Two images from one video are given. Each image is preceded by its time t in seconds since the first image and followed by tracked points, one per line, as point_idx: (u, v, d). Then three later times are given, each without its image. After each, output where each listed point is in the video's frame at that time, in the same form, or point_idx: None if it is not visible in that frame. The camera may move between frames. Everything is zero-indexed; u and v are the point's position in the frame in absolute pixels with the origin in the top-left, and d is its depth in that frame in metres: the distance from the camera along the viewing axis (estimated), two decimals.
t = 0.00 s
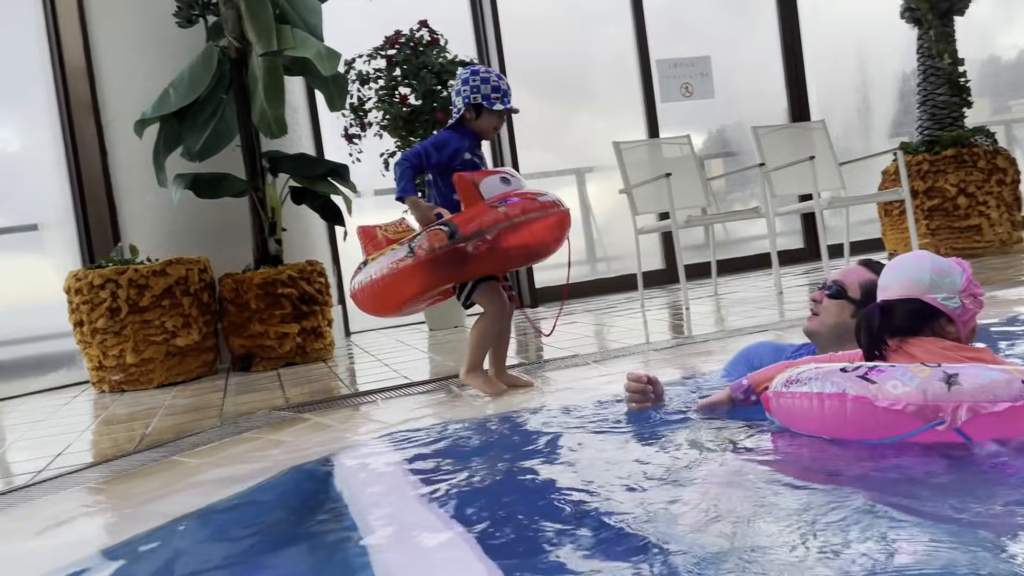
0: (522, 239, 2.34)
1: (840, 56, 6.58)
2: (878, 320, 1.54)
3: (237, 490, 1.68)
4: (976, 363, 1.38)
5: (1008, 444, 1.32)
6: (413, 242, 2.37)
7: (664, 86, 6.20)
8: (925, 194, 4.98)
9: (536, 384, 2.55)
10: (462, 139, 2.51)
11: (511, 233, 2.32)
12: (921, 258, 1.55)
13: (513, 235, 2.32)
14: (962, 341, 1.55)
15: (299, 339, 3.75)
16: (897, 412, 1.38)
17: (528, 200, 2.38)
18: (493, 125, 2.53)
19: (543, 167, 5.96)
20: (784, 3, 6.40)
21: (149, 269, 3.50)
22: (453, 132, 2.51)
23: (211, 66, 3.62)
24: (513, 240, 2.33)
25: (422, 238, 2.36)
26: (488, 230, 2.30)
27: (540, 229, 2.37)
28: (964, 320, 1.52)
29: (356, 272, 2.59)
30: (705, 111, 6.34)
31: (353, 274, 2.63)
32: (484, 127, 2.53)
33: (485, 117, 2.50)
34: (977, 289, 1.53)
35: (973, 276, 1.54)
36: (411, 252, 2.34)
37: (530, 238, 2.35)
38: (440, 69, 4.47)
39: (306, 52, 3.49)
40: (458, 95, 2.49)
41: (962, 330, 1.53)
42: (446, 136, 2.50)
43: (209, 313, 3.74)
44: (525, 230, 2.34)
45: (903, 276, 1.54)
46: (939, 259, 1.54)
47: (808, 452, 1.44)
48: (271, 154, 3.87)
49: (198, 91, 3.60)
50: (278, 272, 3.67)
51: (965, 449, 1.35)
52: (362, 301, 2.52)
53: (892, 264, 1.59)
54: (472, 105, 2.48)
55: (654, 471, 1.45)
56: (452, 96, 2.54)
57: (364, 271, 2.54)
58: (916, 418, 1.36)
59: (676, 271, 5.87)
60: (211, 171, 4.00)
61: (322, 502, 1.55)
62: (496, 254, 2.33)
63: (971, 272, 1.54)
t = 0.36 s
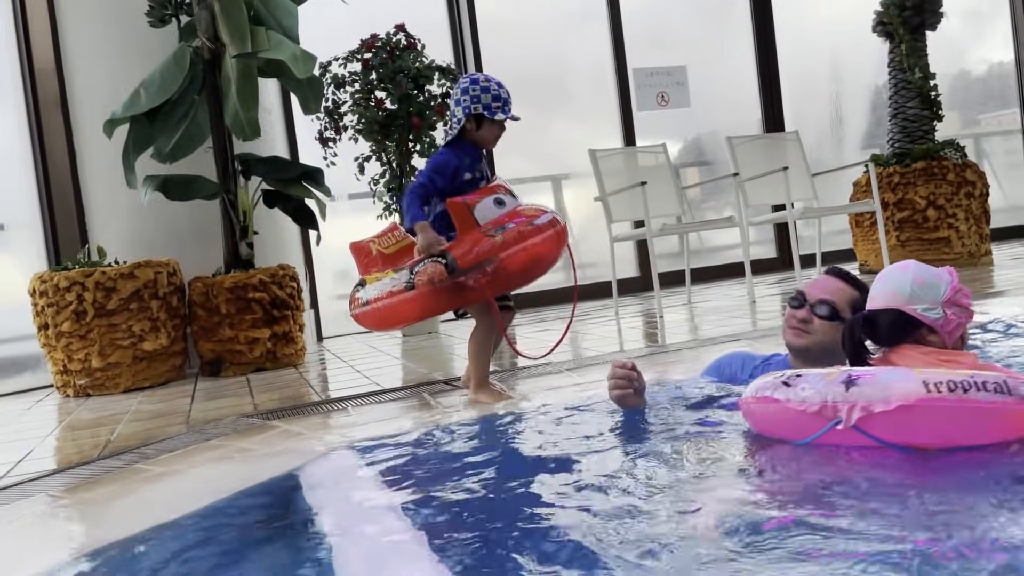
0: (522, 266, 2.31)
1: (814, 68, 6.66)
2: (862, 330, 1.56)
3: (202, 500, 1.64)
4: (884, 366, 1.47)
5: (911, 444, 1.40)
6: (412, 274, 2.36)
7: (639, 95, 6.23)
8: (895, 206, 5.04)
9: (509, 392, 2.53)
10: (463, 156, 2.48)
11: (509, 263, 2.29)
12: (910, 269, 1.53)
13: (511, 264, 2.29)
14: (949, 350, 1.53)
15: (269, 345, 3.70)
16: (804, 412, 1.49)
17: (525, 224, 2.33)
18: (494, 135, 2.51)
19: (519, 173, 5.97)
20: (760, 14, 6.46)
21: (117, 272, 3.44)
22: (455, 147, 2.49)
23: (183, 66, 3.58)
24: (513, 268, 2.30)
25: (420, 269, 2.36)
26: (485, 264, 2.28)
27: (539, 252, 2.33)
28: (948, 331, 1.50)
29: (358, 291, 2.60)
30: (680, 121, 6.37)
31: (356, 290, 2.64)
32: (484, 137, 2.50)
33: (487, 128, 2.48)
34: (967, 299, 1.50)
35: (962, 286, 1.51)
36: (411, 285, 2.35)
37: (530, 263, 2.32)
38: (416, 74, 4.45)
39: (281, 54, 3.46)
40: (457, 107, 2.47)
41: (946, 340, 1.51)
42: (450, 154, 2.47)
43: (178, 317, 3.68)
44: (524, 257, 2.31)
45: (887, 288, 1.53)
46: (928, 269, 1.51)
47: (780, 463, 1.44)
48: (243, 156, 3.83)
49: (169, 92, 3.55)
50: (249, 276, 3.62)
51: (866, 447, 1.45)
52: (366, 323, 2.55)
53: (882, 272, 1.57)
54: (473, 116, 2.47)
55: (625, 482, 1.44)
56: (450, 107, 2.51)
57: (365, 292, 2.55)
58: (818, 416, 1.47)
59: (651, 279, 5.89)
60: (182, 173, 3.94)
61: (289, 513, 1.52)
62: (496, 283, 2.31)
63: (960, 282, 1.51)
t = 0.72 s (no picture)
0: (558, 286, 2.42)
1: (813, 86, 6.70)
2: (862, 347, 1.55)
3: (196, 505, 1.64)
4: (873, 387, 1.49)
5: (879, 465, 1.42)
6: (451, 279, 2.42)
7: (639, 108, 6.26)
8: (891, 226, 5.07)
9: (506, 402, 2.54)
10: (512, 179, 2.50)
11: (548, 279, 2.39)
12: (909, 286, 1.53)
13: (550, 282, 2.39)
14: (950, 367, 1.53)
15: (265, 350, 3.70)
16: (788, 420, 1.53)
17: (567, 247, 2.44)
18: (539, 161, 2.53)
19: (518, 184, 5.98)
20: (759, 32, 6.51)
21: (114, 274, 3.43)
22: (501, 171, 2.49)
23: (186, 71, 3.58)
24: (549, 286, 2.40)
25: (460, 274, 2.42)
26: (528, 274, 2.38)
27: (576, 272, 2.44)
28: (949, 350, 1.50)
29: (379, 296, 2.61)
30: (679, 135, 6.40)
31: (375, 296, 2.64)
32: (529, 163, 2.51)
33: (533, 154, 2.50)
34: (967, 317, 1.50)
35: (963, 303, 1.50)
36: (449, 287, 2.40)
37: (565, 284, 2.42)
38: (418, 83, 4.47)
39: (284, 61, 3.47)
40: (504, 133, 2.48)
41: (947, 358, 1.51)
42: (501, 178, 2.48)
43: (174, 320, 3.67)
44: (562, 277, 2.41)
45: (886, 306, 1.54)
46: (928, 286, 1.52)
47: (777, 478, 1.43)
48: (243, 161, 3.84)
49: (172, 95, 3.56)
50: (247, 281, 3.62)
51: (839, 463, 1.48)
52: (386, 327, 2.55)
53: (883, 288, 1.58)
54: (518, 143, 2.47)
55: (622, 495, 1.44)
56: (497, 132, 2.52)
57: (388, 296, 2.56)
58: (799, 426, 1.51)
59: (648, 293, 5.90)
60: (183, 176, 3.95)
61: (282, 519, 1.51)
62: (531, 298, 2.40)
63: (962, 299, 1.50)
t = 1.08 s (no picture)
0: (559, 268, 2.33)
1: (819, 99, 6.69)
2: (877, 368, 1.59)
3: (194, 507, 1.62)
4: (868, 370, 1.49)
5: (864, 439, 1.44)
6: (452, 273, 2.40)
7: (644, 118, 6.26)
8: (896, 240, 5.06)
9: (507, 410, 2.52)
10: (532, 187, 2.51)
11: (547, 262, 2.30)
12: (915, 315, 1.51)
13: (551, 264, 2.31)
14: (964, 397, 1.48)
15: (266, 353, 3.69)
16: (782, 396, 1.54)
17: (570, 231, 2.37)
18: (563, 177, 2.52)
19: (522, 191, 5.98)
20: (766, 43, 6.51)
21: (117, 275, 3.43)
22: (524, 177, 2.50)
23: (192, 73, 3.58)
24: (551, 268, 2.32)
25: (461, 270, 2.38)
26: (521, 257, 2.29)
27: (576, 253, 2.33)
28: (951, 382, 1.46)
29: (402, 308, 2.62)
30: (684, 145, 6.40)
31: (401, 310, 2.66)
32: (553, 177, 2.51)
33: (557, 169, 2.49)
34: (971, 348, 1.43)
35: (970, 333, 1.43)
36: (451, 282, 2.36)
37: (568, 267, 2.34)
38: (424, 89, 4.47)
39: (290, 64, 3.47)
40: (533, 144, 2.48)
41: (953, 389, 1.46)
42: (519, 182, 2.49)
43: (175, 322, 3.67)
44: (563, 258, 2.32)
45: (891, 335, 1.55)
46: (930, 317, 1.48)
47: (780, 489, 1.42)
48: (247, 164, 3.84)
49: (178, 96, 3.56)
50: (249, 284, 3.62)
51: (825, 432, 1.50)
52: (406, 336, 2.54)
53: (899, 314, 1.57)
54: (546, 156, 2.47)
55: (623, 504, 1.42)
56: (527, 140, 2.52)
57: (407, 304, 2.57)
58: (788, 399, 1.52)
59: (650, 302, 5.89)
60: (187, 177, 3.94)
61: (281, 523, 1.50)
62: (533, 283, 2.33)
63: (967, 329, 1.43)
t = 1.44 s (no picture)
0: (550, 279, 2.33)
1: (814, 105, 6.72)
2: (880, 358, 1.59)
3: (183, 503, 1.62)
4: (847, 417, 1.46)
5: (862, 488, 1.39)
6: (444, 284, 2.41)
7: (639, 122, 6.28)
8: (888, 245, 5.09)
9: (498, 410, 2.53)
10: (529, 195, 2.52)
11: (537, 274, 2.30)
12: (929, 305, 1.53)
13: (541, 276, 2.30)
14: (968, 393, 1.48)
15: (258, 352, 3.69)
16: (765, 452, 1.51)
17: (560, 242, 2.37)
18: (559, 186, 2.52)
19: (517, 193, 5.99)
20: (760, 48, 6.54)
21: (110, 272, 3.43)
22: (522, 184, 2.52)
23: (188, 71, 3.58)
24: (540, 280, 2.32)
25: (453, 281, 2.39)
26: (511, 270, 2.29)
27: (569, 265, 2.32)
28: (955, 377, 1.46)
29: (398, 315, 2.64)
30: (679, 149, 6.42)
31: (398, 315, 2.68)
32: (551, 185, 2.52)
33: (554, 177, 2.50)
34: (980, 344, 1.44)
35: (982, 329, 1.45)
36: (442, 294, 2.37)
37: (558, 279, 2.33)
38: (420, 90, 4.48)
39: (286, 64, 3.48)
40: (530, 153, 2.49)
41: (956, 384, 1.47)
42: (516, 188, 2.51)
43: (167, 319, 3.66)
44: (554, 271, 2.32)
45: (902, 326, 1.57)
46: (942, 309, 1.50)
47: (769, 493, 1.42)
48: (242, 162, 3.83)
49: (173, 95, 3.56)
50: (242, 282, 3.61)
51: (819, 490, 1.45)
52: (401, 344, 2.57)
53: (913, 306, 1.59)
54: (543, 164, 2.48)
55: (613, 505, 1.43)
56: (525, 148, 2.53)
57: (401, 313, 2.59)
58: (773, 459, 1.48)
59: (643, 305, 5.90)
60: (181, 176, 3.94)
61: (271, 520, 1.50)
62: (524, 294, 2.33)
63: (978, 325, 1.45)
